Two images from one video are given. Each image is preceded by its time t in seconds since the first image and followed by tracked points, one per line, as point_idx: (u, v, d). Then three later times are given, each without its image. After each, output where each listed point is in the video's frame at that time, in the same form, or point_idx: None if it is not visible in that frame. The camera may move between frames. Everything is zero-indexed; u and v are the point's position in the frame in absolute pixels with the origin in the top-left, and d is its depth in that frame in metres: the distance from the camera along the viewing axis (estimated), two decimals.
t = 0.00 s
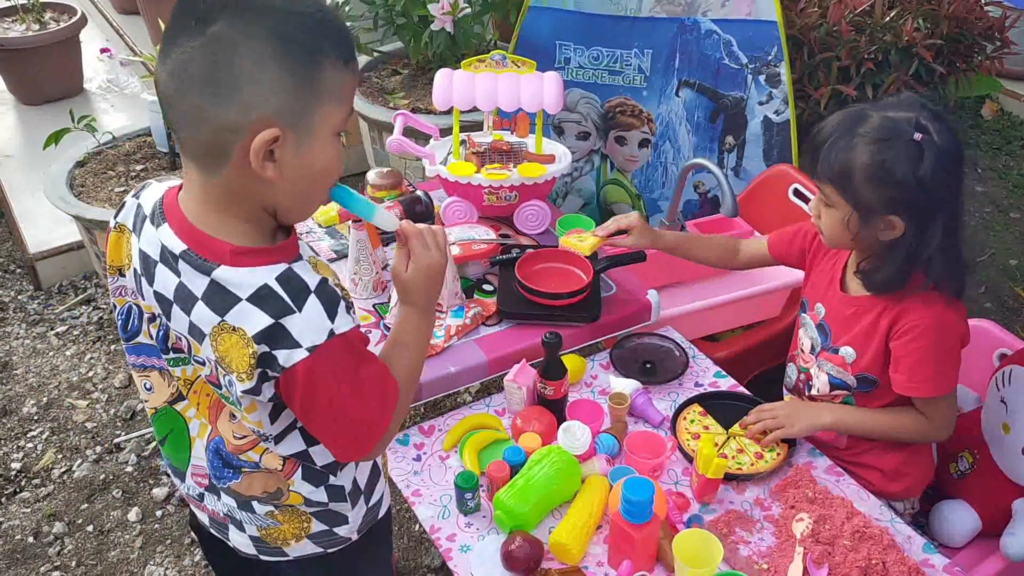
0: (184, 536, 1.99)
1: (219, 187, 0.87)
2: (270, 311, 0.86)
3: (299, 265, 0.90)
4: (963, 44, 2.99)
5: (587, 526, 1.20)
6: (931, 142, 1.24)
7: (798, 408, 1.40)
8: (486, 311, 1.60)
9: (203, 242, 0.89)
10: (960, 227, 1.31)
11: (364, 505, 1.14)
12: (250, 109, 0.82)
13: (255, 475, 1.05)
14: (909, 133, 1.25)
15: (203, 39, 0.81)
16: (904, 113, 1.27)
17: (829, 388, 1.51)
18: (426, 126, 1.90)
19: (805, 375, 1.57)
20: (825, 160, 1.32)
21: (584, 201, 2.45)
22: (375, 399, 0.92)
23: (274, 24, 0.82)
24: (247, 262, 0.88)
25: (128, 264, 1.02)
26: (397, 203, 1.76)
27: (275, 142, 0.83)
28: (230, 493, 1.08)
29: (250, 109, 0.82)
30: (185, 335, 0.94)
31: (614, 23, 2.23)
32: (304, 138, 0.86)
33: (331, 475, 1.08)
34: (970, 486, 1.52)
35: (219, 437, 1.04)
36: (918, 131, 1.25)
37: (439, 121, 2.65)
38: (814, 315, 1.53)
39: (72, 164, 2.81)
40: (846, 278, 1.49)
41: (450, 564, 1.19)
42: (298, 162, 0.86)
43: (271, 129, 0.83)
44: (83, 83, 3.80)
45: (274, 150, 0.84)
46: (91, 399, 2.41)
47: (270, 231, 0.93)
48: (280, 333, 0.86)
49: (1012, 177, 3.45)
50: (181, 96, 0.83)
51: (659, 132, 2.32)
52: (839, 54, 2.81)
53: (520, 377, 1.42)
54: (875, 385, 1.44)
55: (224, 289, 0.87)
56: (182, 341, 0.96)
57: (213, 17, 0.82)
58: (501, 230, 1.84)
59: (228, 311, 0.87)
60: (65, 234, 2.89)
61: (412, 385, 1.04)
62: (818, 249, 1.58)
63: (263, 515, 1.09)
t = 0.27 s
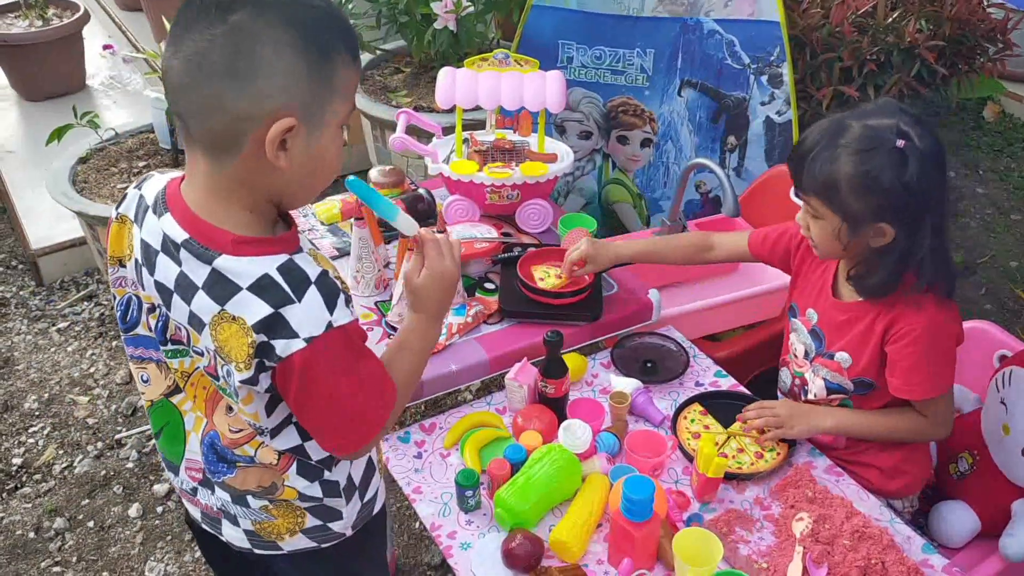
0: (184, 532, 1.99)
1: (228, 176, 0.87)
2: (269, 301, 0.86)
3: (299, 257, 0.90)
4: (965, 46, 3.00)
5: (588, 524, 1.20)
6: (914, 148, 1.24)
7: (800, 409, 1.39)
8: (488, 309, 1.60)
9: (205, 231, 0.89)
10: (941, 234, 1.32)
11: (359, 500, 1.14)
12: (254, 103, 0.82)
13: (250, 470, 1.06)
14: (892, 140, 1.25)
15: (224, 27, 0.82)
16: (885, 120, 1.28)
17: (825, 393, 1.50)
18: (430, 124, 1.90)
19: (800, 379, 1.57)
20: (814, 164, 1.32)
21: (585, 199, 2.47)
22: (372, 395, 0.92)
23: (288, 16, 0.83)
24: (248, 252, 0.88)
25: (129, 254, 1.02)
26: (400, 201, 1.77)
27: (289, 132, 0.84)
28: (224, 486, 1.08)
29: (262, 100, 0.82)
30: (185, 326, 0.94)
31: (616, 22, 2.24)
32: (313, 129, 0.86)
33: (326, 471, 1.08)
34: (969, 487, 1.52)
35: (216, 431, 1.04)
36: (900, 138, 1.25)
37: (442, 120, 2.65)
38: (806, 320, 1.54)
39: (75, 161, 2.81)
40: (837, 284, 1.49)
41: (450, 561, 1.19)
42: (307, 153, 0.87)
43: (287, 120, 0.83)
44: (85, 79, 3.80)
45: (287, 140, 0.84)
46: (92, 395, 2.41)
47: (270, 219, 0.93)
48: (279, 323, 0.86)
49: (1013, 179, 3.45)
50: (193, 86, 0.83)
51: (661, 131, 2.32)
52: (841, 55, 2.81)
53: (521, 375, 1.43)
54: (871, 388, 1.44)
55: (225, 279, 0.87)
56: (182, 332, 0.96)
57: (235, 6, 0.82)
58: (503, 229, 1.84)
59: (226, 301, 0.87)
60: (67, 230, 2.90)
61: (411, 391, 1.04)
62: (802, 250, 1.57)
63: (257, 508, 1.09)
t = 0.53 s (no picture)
0: (185, 531, 2.00)
1: (235, 171, 0.88)
2: (276, 295, 0.86)
3: (303, 251, 0.91)
4: (966, 45, 2.99)
5: (589, 522, 1.20)
6: (901, 162, 1.24)
7: (813, 403, 1.40)
8: (489, 308, 1.60)
9: (212, 226, 0.89)
10: (944, 231, 1.32)
11: (360, 496, 1.14)
12: (277, 93, 0.83)
13: (251, 466, 1.06)
14: (880, 158, 1.25)
15: (239, 23, 0.82)
16: (869, 133, 1.28)
17: (826, 387, 1.51)
18: (430, 123, 1.90)
19: (801, 374, 1.57)
20: (801, 166, 1.33)
21: (586, 199, 2.45)
22: (370, 393, 0.92)
23: (304, 11, 0.84)
24: (253, 247, 0.88)
25: (131, 252, 1.02)
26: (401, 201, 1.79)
27: (298, 127, 0.85)
28: (226, 482, 1.08)
29: (279, 94, 0.83)
30: (188, 321, 0.95)
31: (617, 22, 2.24)
32: (322, 124, 0.87)
33: (327, 467, 1.08)
34: (970, 485, 1.52)
35: (217, 428, 1.05)
36: (887, 154, 1.25)
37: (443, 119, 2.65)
38: (807, 316, 1.54)
39: (76, 159, 2.81)
40: (838, 282, 1.49)
41: (452, 559, 1.19)
42: (315, 148, 0.88)
43: (298, 114, 0.84)
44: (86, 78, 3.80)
45: (297, 134, 0.85)
46: (93, 394, 2.41)
47: (273, 216, 0.93)
48: (281, 317, 0.86)
49: (1013, 178, 3.45)
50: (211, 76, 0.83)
51: (662, 131, 2.32)
52: (842, 54, 2.81)
53: (522, 374, 1.43)
54: (875, 383, 1.44)
55: (230, 272, 0.88)
56: (185, 327, 0.97)
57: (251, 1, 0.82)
58: (503, 228, 1.84)
59: (231, 294, 0.88)
60: (68, 229, 2.90)
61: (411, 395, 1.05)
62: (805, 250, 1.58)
63: (258, 504, 1.09)
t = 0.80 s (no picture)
0: (185, 530, 2.00)
1: (234, 168, 0.88)
2: (269, 293, 0.87)
3: (298, 252, 0.91)
4: (965, 45, 3.00)
5: (589, 521, 1.21)
6: (899, 156, 1.26)
7: (826, 413, 1.39)
8: (489, 308, 1.60)
9: (209, 223, 0.89)
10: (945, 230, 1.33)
11: (358, 495, 1.15)
12: (275, 93, 0.84)
13: (249, 465, 1.06)
14: (880, 152, 1.26)
15: (236, 22, 0.82)
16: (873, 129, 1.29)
17: (834, 390, 1.50)
18: (430, 122, 1.90)
19: (808, 377, 1.57)
20: (799, 167, 1.34)
21: (586, 198, 2.46)
22: (361, 395, 0.91)
23: (304, 11, 0.85)
24: (249, 246, 0.89)
25: (129, 253, 1.03)
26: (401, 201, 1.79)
27: (295, 125, 0.85)
28: (224, 481, 1.09)
29: (273, 91, 0.83)
30: (187, 319, 0.95)
31: (617, 22, 2.24)
32: (320, 123, 0.88)
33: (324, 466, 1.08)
34: (970, 484, 1.52)
35: (215, 428, 1.05)
36: (886, 150, 1.26)
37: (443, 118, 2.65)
38: (815, 318, 1.55)
39: (76, 159, 2.81)
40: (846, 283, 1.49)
41: (452, 558, 1.20)
42: (312, 147, 0.88)
43: (294, 113, 0.84)
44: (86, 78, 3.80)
45: (293, 133, 0.86)
46: (94, 393, 2.42)
47: (269, 214, 0.94)
48: (276, 316, 0.86)
49: (1013, 177, 3.46)
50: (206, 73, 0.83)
51: (662, 130, 2.32)
52: (842, 54, 2.81)
53: (522, 373, 1.43)
54: (883, 383, 1.45)
55: (225, 272, 0.88)
56: (183, 326, 0.97)
57: None
58: (503, 227, 1.84)
59: (227, 294, 0.88)
60: (69, 229, 2.90)
61: (399, 399, 1.06)
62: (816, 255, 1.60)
63: (255, 503, 1.09)
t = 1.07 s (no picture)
0: (185, 528, 2.00)
1: (222, 165, 0.88)
2: (262, 291, 0.87)
3: (290, 250, 0.91)
4: (966, 43, 2.99)
5: (588, 520, 1.20)
6: (907, 156, 1.24)
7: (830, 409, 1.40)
8: (489, 306, 1.60)
9: (202, 220, 0.90)
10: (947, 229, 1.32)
11: (355, 494, 1.15)
12: (249, 92, 0.83)
13: (246, 462, 1.06)
14: (886, 154, 1.25)
15: (218, 17, 0.83)
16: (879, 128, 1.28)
17: (845, 388, 1.50)
18: (430, 121, 1.90)
19: (818, 374, 1.56)
20: (802, 166, 1.34)
21: (585, 197, 2.45)
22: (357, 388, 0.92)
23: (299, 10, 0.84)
24: (241, 242, 0.88)
25: (126, 251, 1.03)
26: (400, 198, 1.78)
27: (275, 124, 0.85)
28: (221, 478, 1.08)
29: (253, 89, 0.83)
30: (182, 316, 0.95)
31: (617, 20, 2.24)
32: (306, 122, 0.87)
33: (321, 463, 1.08)
34: (969, 483, 1.52)
35: (211, 426, 1.05)
36: (893, 150, 1.25)
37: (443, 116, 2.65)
38: (830, 316, 1.54)
39: (76, 157, 2.81)
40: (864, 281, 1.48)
41: (451, 557, 1.20)
42: (298, 145, 0.87)
43: (273, 111, 0.84)
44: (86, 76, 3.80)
45: (275, 131, 0.85)
46: (93, 391, 2.42)
47: (263, 212, 0.94)
48: (269, 313, 0.86)
49: (1014, 175, 3.46)
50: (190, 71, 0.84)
51: (662, 128, 2.32)
52: (842, 52, 2.81)
53: (522, 372, 1.43)
54: (893, 385, 1.44)
55: (217, 269, 0.88)
56: (179, 323, 0.97)
57: None
58: (503, 225, 1.84)
59: (220, 290, 0.88)
60: (68, 227, 2.90)
61: (395, 382, 1.07)
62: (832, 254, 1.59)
63: (252, 501, 1.09)
